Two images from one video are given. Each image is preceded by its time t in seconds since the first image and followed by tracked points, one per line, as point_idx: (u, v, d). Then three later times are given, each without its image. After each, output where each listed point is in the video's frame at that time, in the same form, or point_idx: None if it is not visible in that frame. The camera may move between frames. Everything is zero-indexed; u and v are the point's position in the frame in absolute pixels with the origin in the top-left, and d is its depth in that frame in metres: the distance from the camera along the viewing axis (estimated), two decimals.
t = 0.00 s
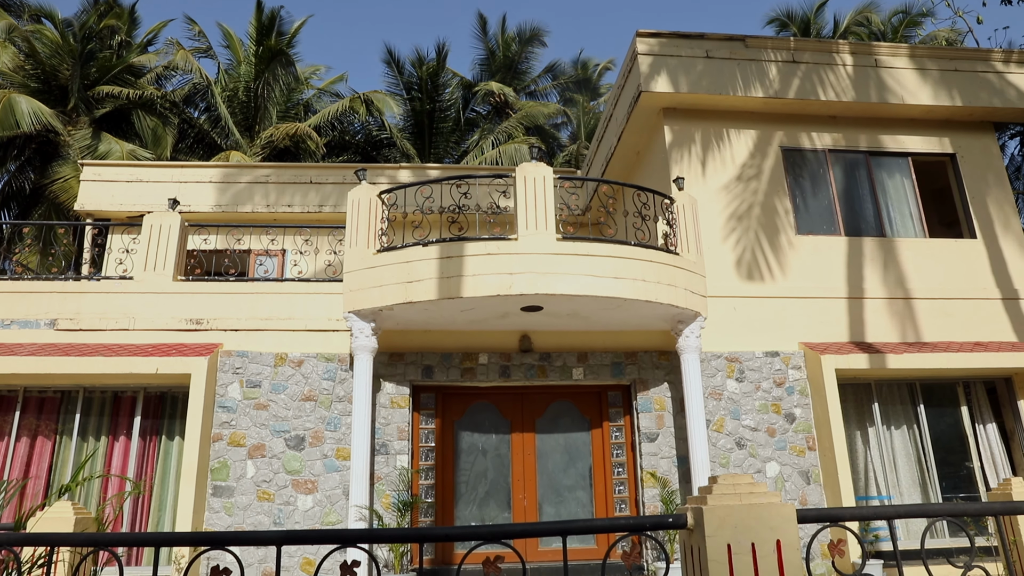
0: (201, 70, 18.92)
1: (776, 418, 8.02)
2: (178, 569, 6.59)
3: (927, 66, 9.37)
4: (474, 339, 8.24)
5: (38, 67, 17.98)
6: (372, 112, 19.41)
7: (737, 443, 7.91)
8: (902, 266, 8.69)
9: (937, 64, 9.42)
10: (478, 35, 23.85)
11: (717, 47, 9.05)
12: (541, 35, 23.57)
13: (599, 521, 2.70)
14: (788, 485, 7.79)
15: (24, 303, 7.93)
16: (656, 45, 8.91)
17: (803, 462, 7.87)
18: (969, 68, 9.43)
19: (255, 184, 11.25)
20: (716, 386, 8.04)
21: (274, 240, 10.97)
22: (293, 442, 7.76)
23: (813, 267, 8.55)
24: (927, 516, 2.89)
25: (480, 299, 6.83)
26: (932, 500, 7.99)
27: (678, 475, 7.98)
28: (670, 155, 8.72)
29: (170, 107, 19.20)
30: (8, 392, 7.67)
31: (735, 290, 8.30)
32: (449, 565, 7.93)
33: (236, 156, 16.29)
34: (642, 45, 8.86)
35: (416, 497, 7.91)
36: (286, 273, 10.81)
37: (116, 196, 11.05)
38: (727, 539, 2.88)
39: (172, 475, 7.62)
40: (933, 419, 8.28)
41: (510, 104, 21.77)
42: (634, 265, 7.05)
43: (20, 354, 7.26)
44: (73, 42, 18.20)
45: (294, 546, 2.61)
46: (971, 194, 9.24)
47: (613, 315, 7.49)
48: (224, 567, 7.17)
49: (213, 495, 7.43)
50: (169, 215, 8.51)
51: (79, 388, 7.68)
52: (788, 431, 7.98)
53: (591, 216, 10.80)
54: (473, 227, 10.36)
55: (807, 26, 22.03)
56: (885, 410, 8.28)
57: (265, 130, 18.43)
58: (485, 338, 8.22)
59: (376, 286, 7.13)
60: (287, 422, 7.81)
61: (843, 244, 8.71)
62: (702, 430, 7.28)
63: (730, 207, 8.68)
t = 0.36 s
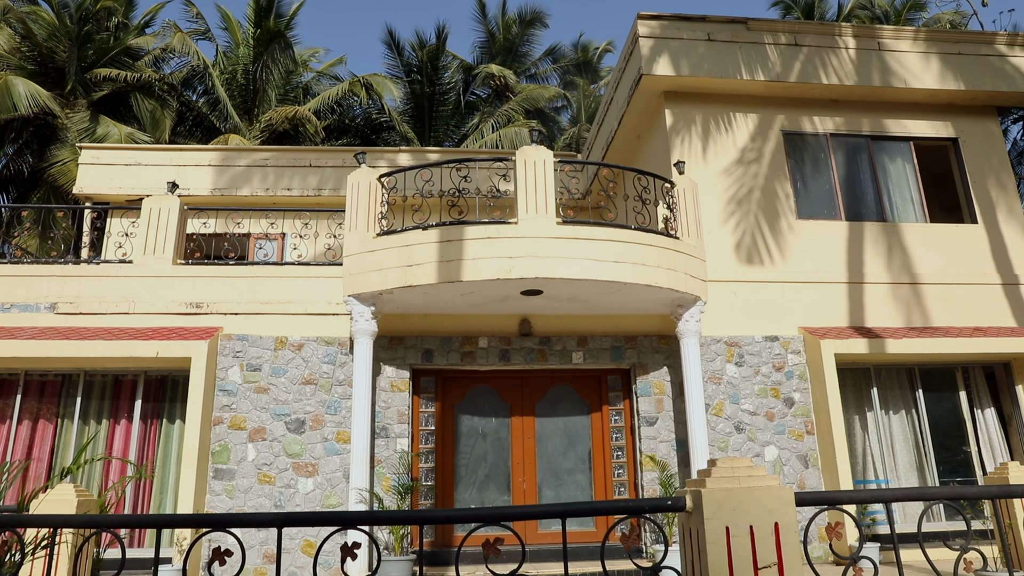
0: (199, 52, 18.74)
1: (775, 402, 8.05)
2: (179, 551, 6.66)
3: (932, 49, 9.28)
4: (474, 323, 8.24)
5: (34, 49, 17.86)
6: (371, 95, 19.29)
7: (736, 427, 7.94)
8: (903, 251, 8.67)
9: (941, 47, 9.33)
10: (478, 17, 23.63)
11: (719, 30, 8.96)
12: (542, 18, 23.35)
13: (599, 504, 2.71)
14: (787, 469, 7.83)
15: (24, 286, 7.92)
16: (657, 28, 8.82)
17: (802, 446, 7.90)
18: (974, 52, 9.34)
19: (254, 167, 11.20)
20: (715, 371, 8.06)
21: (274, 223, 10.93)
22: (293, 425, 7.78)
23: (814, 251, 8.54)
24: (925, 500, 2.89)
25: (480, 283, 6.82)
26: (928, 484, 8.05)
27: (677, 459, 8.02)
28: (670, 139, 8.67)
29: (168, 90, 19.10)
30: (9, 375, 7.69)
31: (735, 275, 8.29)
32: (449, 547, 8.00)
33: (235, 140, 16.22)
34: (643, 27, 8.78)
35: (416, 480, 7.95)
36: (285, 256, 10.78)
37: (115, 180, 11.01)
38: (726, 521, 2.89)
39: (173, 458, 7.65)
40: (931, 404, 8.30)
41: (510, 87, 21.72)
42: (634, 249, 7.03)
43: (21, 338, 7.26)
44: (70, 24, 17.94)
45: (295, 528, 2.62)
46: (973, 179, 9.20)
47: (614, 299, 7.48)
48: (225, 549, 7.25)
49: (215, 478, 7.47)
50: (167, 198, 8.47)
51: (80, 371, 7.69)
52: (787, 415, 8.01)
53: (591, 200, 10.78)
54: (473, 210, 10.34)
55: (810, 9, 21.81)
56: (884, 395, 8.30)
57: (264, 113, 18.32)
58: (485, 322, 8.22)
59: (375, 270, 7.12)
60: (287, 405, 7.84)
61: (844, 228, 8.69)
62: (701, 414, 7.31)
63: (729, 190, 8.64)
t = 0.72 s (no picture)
0: (198, 42, 18.66)
1: (774, 393, 8.06)
2: (180, 541, 6.70)
3: (934, 39, 9.23)
4: (474, 314, 8.25)
5: (32, 39, 17.77)
6: (371, 85, 19.21)
7: (736, 418, 7.95)
8: (903, 242, 8.66)
9: (944, 37, 9.27)
10: (478, 6, 23.50)
11: (720, 20, 8.91)
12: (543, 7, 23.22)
13: (598, 495, 2.72)
14: (785, 460, 7.85)
15: (24, 276, 7.91)
16: (658, 17, 8.77)
17: (801, 437, 7.92)
18: (977, 42, 9.28)
19: (253, 157, 11.16)
20: (715, 362, 8.06)
21: (273, 214, 10.91)
22: (293, 415, 7.80)
23: (814, 242, 8.52)
24: (923, 491, 2.90)
25: (480, 274, 6.82)
26: (927, 474, 8.08)
27: (677, 449, 8.04)
28: (671, 129, 8.64)
29: (167, 80, 19.11)
30: (10, 366, 7.70)
31: (735, 266, 8.28)
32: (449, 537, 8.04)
33: (235, 130, 16.17)
34: (644, 17, 8.72)
35: (416, 471, 7.97)
36: (285, 247, 10.77)
37: (115, 170, 10.98)
38: (725, 512, 2.90)
39: (173, 448, 7.67)
40: (930, 395, 8.31)
41: (510, 77, 21.70)
42: (634, 240, 7.02)
43: (21, 328, 7.26)
44: (67, 13, 17.89)
45: (295, 518, 2.62)
46: (974, 170, 9.17)
47: (614, 290, 7.48)
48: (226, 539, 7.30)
49: (215, 468, 7.49)
50: (167, 188, 8.45)
51: (81, 361, 7.69)
52: (786, 406, 8.02)
53: (591, 190, 10.75)
54: (473, 201, 10.33)
55: None
56: (883, 386, 8.31)
57: (263, 103, 18.26)
58: (484, 312, 8.22)
59: (375, 260, 7.10)
60: (287, 396, 7.85)
61: (845, 219, 8.67)
62: (701, 405, 7.32)
63: (729, 181, 8.62)
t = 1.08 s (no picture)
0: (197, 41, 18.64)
1: (774, 392, 8.06)
2: (180, 540, 6.70)
3: (935, 38, 9.22)
4: (474, 313, 8.24)
5: (32, 37, 17.78)
6: (370, 84, 19.20)
7: (736, 417, 7.95)
8: (903, 241, 8.66)
9: (945, 36, 9.26)
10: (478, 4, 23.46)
11: (721, 19, 8.90)
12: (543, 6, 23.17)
13: (599, 494, 2.72)
14: (785, 459, 7.85)
15: (24, 275, 7.91)
16: (658, 15, 8.77)
17: (800, 436, 7.92)
18: (978, 41, 9.27)
19: (253, 156, 11.16)
20: (715, 361, 8.07)
21: (273, 213, 10.91)
22: (293, 415, 7.80)
23: (814, 241, 8.52)
24: (922, 490, 2.90)
25: (480, 273, 6.81)
26: (927, 474, 8.09)
27: (676, 448, 8.05)
28: (670, 128, 8.64)
29: (166, 79, 19.05)
30: (10, 365, 7.70)
31: (735, 265, 8.28)
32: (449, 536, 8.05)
33: (235, 129, 16.15)
34: (644, 15, 8.72)
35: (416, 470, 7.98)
36: (285, 246, 10.77)
37: (115, 169, 10.97)
38: (725, 510, 2.91)
39: (173, 447, 7.67)
40: (930, 395, 8.31)
41: (511, 75, 21.69)
42: (634, 239, 7.02)
43: (21, 327, 7.26)
44: (67, 12, 17.90)
45: (295, 517, 2.62)
46: (974, 169, 9.17)
47: (614, 289, 7.48)
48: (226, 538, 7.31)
49: (215, 467, 7.49)
50: (167, 187, 8.45)
51: (81, 360, 7.69)
52: (786, 405, 8.03)
53: (591, 189, 10.75)
54: (473, 200, 10.32)
55: None
56: (883, 385, 8.31)
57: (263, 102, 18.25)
58: (484, 311, 8.22)
59: (375, 259, 7.10)
60: (287, 395, 7.85)
61: (845, 219, 8.67)
62: (701, 404, 7.32)
63: (729, 179, 8.62)
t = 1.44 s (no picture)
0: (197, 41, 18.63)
1: (774, 392, 8.06)
2: (180, 540, 6.70)
3: (935, 38, 9.22)
4: (473, 312, 8.24)
5: (31, 37, 17.79)
6: (370, 84, 19.21)
7: (736, 417, 7.95)
8: (903, 241, 8.66)
9: (945, 36, 9.26)
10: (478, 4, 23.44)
11: (721, 18, 8.90)
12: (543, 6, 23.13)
13: (599, 494, 2.72)
14: (785, 459, 7.85)
15: (24, 275, 7.91)
16: (658, 15, 8.77)
17: (800, 436, 7.92)
18: (978, 41, 9.27)
19: (253, 156, 11.16)
20: (715, 360, 8.07)
21: (273, 213, 10.92)
22: (293, 414, 7.80)
23: (813, 241, 8.52)
24: (922, 490, 2.90)
25: (480, 273, 6.81)
26: (926, 474, 8.09)
27: (676, 448, 8.05)
28: (670, 127, 8.64)
29: (166, 79, 19.03)
30: (10, 364, 7.70)
31: (735, 264, 8.28)
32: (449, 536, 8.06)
33: (235, 129, 16.13)
34: (644, 15, 8.72)
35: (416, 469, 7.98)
36: (285, 245, 10.77)
37: (114, 169, 10.97)
38: (725, 510, 2.91)
39: (173, 447, 7.67)
40: (930, 395, 8.32)
41: (510, 75, 21.71)
42: (634, 238, 7.02)
43: (21, 327, 7.26)
44: (67, 11, 17.91)
45: (296, 517, 2.62)
46: (974, 169, 9.17)
47: (613, 288, 7.48)
48: (226, 537, 7.32)
49: (215, 467, 7.49)
50: (167, 187, 8.45)
51: (81, 360, 7.69)
52: (786, 405, 8.03)
53: (591, 189, 10.75)
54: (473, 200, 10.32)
55: None
56: (883, 385, 8.31)
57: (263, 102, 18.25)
58: (484, 311, 8.22)
59: (375, 259, 7.10)
60: (287, 394, 7.85)
61: (845, 219, 8.67)
62: (701, 404, 7.32)
63: (728, 179, 8.62)
